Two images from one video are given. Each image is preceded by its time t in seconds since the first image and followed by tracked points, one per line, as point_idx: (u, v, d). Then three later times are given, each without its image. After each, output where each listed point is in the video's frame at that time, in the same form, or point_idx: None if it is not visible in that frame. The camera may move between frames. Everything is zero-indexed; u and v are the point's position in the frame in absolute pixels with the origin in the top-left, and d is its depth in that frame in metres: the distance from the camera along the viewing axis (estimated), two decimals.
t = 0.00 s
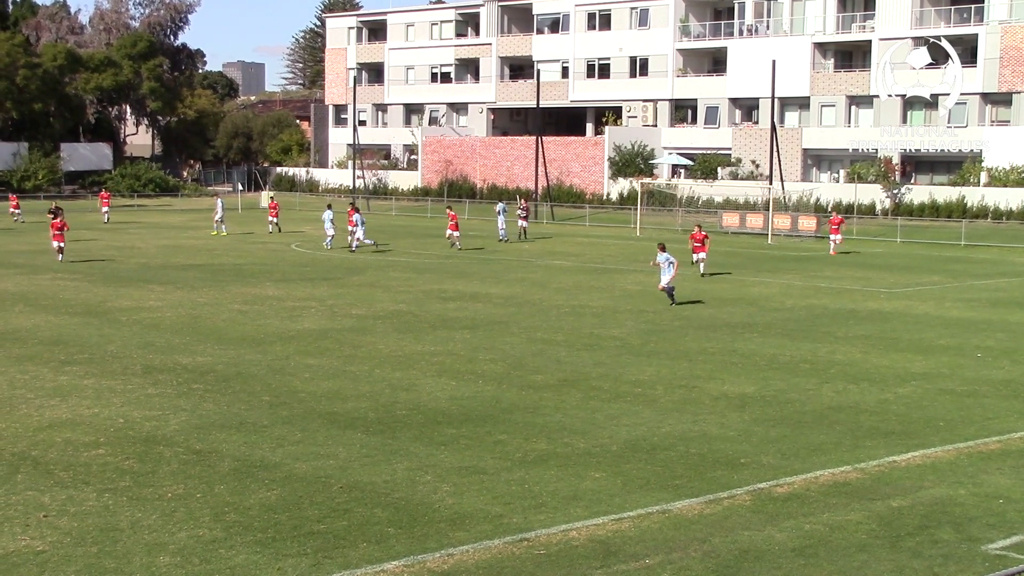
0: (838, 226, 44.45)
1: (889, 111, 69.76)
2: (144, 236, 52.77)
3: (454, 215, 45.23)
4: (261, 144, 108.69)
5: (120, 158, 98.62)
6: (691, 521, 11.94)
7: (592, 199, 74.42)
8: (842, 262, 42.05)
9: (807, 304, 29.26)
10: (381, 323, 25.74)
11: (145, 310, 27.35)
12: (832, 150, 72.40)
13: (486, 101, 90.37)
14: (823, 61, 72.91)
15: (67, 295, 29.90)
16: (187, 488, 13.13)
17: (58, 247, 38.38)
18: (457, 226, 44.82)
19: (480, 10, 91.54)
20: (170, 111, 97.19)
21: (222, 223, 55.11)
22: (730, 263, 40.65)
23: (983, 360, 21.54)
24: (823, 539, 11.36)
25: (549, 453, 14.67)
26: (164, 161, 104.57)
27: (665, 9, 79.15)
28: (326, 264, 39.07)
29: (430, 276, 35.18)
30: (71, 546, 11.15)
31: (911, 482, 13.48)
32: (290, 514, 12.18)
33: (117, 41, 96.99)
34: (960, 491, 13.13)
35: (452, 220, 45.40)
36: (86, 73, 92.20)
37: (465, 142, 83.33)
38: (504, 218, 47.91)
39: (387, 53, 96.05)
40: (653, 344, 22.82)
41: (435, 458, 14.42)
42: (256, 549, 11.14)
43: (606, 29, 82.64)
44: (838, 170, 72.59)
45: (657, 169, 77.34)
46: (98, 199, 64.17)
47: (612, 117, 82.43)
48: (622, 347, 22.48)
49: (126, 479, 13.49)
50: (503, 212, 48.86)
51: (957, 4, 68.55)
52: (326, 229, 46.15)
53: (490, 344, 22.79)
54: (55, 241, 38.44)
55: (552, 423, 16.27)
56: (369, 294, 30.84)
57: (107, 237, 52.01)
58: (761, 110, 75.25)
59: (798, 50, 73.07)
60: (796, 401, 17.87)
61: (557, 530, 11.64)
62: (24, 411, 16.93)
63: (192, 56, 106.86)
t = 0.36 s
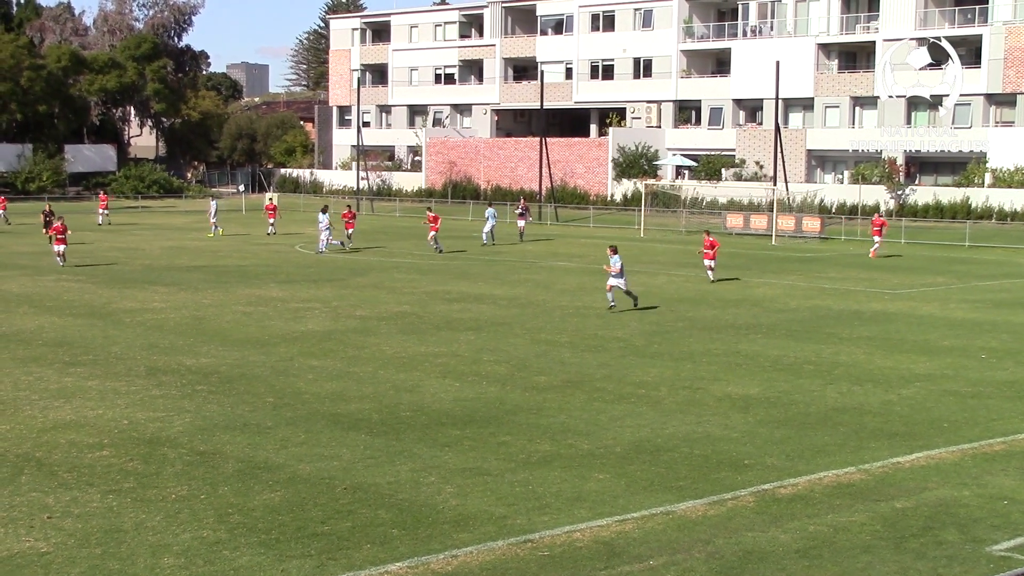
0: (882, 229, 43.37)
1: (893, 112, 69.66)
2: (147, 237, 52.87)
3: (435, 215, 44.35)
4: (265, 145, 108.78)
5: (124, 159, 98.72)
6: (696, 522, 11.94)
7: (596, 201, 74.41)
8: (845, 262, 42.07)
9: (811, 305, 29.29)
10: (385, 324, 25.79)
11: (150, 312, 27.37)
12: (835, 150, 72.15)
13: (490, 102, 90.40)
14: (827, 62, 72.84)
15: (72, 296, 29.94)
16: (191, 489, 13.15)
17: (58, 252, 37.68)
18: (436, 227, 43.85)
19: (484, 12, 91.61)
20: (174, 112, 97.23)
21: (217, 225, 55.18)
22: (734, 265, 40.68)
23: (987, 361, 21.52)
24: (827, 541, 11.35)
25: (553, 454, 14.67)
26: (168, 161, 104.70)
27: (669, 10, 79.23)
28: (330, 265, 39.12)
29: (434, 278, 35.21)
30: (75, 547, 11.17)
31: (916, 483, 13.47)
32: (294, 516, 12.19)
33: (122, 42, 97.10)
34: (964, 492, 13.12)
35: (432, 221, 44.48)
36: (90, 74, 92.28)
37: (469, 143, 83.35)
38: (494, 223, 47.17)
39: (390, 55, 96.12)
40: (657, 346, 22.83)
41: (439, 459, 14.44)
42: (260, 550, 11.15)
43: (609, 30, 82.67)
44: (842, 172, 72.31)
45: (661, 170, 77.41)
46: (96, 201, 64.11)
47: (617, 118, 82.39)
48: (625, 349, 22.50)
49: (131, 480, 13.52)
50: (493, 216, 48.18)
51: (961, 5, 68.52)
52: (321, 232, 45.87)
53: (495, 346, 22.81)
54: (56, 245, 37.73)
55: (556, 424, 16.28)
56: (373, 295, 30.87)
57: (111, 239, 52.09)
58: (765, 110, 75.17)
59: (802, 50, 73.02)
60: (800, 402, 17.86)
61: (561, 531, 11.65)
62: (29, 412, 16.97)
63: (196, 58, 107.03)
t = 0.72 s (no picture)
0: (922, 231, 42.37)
1: (894, 112, 69.62)
2: (149, 240, 52.86)
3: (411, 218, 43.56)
4: (266, 147, 108.84)
5: (126, 162, 98.75)
6: (697, 523, 11.94)
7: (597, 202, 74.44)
8: (847, 263, 42.10)
9: (813, 305, 29.31)
10: (387, 325, 25.79)
11: (151, 314, 27.38)
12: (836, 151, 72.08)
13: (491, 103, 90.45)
14: (828, 62, 72.85)
15: (74, 299, 29.92)
16: (193, 492, 13.13)
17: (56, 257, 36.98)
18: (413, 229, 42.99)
19: (485, 13, 91.74)
20: (176, 115, 97.26)
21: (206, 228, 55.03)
22: (735, 265, 40.73)
23: (989, 361, 21.52)
24: (829, 541, 11.35)
25: (555, 455, 14.68)
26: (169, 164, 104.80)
27: (670, 10, 79.33)
28: (331, 267, 39.15)
29: (435, 279, 35.25)
30: (78, 549, 11.17)
31: (918, 483, 13.46)
32: (296, 517, 12.18)
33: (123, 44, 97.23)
34: (966, 492, 13.11)
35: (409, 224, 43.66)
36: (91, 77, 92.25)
37: (470, 144, 83.41)
38: (484, 227, 46.58)
39: (392, 56, 96.22)
40: (659, 346, 22.84)
41: (441, 460, 14.44)
42: (263, 552, 11.15)
43: (610, 31, 82.78)
44: (843, 173, 72.24)
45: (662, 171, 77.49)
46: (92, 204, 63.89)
47: (618, 120, 82.40)
48: (627, 350, 22.48)
49: (132, 482, 13.52)
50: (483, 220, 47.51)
51: (962, 5, 68.54)
52: (312, 234, 45.43)
53: (497, 347, 22.82)
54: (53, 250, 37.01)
55: (558, 425, 16.28)
56: (375, 296, 30.89)
57: (111, 241, 52.09)
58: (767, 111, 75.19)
59: (803, 51, 73.04)
60: (802, 403, 17.85)
61: (562, 532, 11.66)
62: (31, 415, 16.96)
63: (197, 60, 107.22)
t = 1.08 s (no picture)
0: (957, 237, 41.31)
1: (895, 113, 69.66)
2: (149, 240, 52.85)
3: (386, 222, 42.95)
4: (266, 148, 108.89)
5: (126, 162, 98.75)
6: (698, 524, 11.94)
7: (597, 203, 74.46)
8: (847, 263, 42.12)
9: (813, 306, 29.33)
10: (386, 326, 25.78)
11: (152, 315, 27.41)
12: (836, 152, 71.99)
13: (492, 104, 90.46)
14: (829, 63, 72.86)
15: (75, 299, 29.95)
16: (193, 492, 13.13)
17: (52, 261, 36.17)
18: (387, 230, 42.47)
19: (485, 13, 91.80)
20: (177, 115, 97.26)
21: (197, 228, 55.12)
22: (734, 266, 40.76)
23: (989, 362, 21.52)
24: (830, 542, 11.34)
25: (555, 456, 14.67)
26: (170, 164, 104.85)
27: (671, 11, 79.35)
28: (332, 268, 39.18)
29: (435, 280, 35.29)
30: (79, 550, 11.18)
31: (918, 484, 13.45)
32: (297, 519, 12.18)
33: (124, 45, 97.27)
34: (967, 493, 13.10)
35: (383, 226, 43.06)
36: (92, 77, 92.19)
37: (471, 144, 83.41)
38: (474, 230, 46.04)
39: (393, 57, 96.32)
40: (659, 347, 22.86)
41: (441, 461, 14.44)
42: (263, 553, 11.15)
43: (611, 32, 82.87)
44: (844, 174, 72.16)
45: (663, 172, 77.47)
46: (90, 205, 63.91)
47: (619, 121, 82.39)
48: (627, 351, 22.46)
49: (133, 483, 13.51)
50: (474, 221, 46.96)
51: (962, 6, 68.50)
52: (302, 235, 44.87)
53: (497, 347, 22.83)
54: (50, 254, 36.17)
55: (558, 426, 16.27)
56: (375, 297, 30.91)
57: (112, 241, 52.14)
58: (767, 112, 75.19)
59: (803, 53, 73.04)
60: (802, 404, 17.85)
61: (563, 533, 11.66)
62: (31, 415, 16.97)
63: (198, 60, 107.25)
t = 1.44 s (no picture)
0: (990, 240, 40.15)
1: (894, 113, 69.68)
2: (148, 239, 52.82)
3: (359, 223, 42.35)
4: (266, 148, 109.00)
5: (126, 161, 98.71)
6: (697, 524, 11.94)
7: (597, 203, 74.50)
8: (846, 264, 42.13)
9: (813, 306, 29.33)
10: (385, 325, 25.76)
11: (151, 315, 27.39)
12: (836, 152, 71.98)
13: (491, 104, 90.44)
14: (828, 63, 72.83)
15: (73, 299, 29.92)
16: (193, 492, 13.13)
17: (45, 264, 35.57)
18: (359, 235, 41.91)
19: (484, 13, 91.81)
20: (176, 115, 97.23)
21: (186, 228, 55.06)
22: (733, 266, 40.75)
23: (988, 362, 21.52)
24: (829, 542, 11.34)
25: (554, 456, 14.67)
26: (169, 164, 104.82)
27: (670, 11, 79.32)
28: (331, 268, 39.17)
29: (435, 279, 35.29)
30: (78, 550, 11.17)
31: (918, 484, 13.45)
32: (296, 518, 12.18)
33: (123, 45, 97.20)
34: (966, 493, 13.10)
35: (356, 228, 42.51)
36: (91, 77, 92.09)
37: (471, 144, 83.39)
38: (462, 232, 45.56)
39: (392, 57, 96.28)
40: (659, 347, 22.87)
41: (440, 461, 14.43)
42: (262, 553, 11.15)
43: (610, 32, 82.85)
44: (843, 173, 72.18)
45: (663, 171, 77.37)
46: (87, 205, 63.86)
47: (618, 120, 82.35)
48: (626, 351, 22.45)
49: (133, 483, 13.50)
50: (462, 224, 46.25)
51: (962, 6, 68.51)
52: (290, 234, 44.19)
53: (496, 347, 22.84)
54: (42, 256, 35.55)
55: (557, 426, 16.26)
56: (374, 296, 30.91)
57: (111, 241, 52.11)
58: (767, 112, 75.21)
59: (803, 52, 73.05)
60: (802, 403, 17.86)
61: (562, 533, 11.66)
62: (30, 415, 16.96)
63: (197, 60, 107.17)
